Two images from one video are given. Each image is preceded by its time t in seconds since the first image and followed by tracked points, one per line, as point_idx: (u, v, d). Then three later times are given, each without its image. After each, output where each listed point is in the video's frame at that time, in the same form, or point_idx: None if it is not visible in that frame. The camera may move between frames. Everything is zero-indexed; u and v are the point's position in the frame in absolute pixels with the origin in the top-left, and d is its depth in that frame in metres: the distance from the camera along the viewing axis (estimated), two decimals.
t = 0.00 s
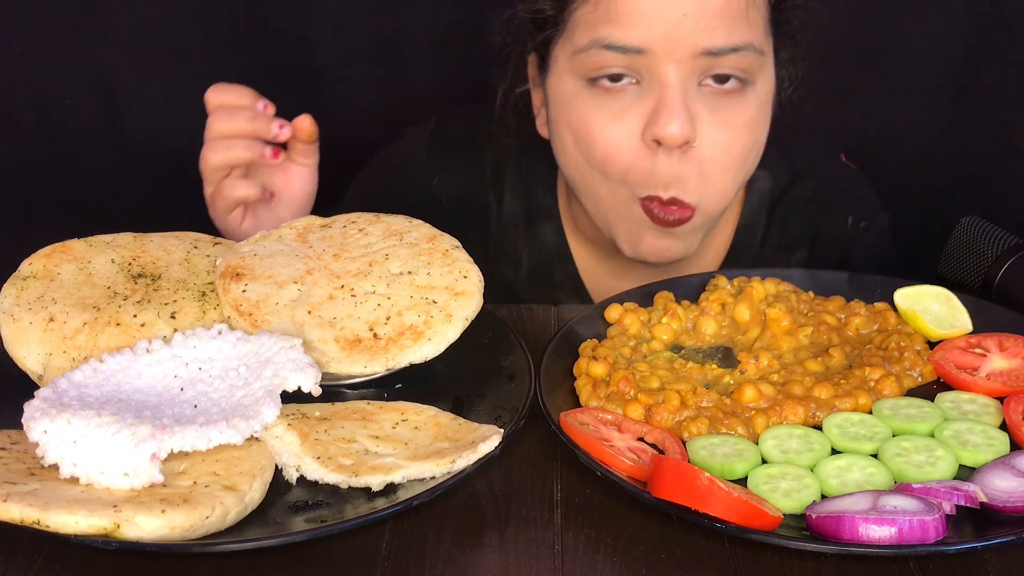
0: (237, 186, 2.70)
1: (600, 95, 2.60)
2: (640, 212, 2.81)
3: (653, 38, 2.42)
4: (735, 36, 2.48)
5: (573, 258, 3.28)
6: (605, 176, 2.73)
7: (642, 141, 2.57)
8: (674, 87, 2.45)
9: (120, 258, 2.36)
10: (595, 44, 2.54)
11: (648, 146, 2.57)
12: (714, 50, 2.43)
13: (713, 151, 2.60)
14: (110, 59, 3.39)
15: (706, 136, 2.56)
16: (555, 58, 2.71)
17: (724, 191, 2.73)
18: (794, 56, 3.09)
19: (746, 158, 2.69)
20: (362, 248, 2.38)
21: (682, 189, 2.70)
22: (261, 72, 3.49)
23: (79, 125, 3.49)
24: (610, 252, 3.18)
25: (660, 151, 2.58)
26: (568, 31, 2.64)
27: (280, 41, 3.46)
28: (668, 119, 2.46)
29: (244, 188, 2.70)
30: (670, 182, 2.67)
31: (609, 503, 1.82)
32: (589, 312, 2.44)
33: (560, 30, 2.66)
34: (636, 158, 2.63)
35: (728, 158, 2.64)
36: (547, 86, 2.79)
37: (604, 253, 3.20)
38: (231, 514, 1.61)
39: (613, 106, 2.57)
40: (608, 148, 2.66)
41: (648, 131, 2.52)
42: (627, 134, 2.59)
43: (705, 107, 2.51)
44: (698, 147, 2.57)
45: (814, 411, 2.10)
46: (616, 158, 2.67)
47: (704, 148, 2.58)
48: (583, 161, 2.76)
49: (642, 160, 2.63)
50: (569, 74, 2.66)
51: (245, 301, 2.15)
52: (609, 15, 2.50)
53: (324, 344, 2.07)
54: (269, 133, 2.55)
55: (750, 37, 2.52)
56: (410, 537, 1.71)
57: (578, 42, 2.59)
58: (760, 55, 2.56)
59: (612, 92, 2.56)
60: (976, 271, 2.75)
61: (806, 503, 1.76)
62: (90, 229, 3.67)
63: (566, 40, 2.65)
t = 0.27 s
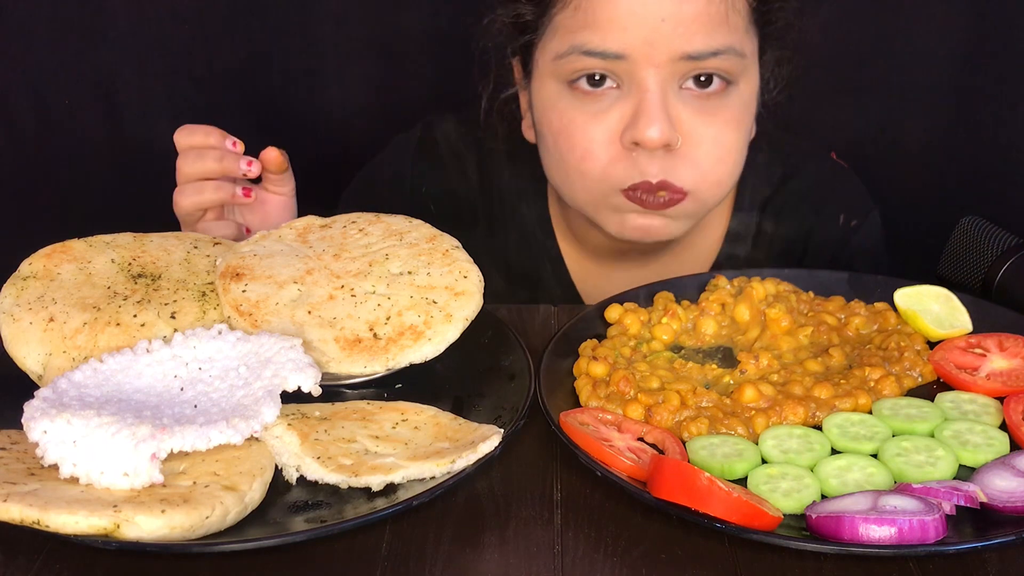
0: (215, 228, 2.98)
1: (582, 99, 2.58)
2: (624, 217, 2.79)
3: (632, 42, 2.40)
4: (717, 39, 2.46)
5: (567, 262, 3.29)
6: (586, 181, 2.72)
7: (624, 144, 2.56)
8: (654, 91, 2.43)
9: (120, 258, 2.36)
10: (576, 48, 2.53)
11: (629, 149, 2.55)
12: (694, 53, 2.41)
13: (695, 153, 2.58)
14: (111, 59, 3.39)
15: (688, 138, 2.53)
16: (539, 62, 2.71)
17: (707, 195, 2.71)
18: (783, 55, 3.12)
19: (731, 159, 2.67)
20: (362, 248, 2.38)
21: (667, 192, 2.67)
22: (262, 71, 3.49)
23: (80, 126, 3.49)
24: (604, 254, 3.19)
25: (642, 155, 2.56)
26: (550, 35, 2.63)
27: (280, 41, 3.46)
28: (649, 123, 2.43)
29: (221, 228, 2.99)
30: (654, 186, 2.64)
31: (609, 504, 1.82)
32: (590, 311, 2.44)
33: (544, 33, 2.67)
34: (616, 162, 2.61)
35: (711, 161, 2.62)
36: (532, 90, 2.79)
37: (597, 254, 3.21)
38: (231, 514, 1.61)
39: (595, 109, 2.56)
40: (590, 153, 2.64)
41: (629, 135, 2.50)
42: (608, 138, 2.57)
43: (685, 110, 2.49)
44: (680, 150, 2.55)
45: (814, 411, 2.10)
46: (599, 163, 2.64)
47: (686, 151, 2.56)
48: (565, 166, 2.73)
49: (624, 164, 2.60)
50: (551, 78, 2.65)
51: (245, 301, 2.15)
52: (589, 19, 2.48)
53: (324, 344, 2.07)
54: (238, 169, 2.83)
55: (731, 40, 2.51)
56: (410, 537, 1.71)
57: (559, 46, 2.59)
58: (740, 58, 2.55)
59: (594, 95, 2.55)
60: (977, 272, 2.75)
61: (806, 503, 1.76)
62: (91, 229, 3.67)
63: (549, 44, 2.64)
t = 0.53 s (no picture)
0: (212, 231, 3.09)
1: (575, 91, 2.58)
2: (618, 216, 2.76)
3: (624, 29, 2.41)
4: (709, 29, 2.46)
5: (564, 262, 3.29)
6: (580, 176, 2.71)
7: (616, 136, 2.54)
8: (646, 79, 2.42)
9: (120, 258, 2.36)
10: (567, 40, 2.54)
11: (622, 140, 2.54)
12: (686, 40, 2.41)
13: (689, 146, 2.56)
14: (112, 58, 3.39)
15: (681, 129, 2.52)
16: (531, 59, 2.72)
17: (702, 189, 2.69)
18: (778, 52, 3.12)
19: (725, 154, 2.65)
20: (362, 248, 2.38)
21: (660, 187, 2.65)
22: (262, 71, 3.48)
23: (80, 126, 3.49)
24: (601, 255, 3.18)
25: (635, 146, 2.54)
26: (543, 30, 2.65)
27: (279, 41, 3.46)
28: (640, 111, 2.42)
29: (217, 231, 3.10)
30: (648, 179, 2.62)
31: (609, 504, 1.82)
32: (590, 311, 2.44)
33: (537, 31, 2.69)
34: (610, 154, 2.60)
35: (705, 153, 2.60)
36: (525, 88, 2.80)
37: (594, 255, 3.21)
38: (231, 514, 1.61)
39: (587, 101, 2.55)
40: (583, 146, 2.63)
41: (621, 125, 2.49)
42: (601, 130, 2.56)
43: (678, 100, 2.48)
44: (673, 141, 2.53)
45: (814, 411, 2.10)
46: (593, 155, 2.63)
47: (680, 142, 2.55)
48: (560, 161, 2.72)
49: (618, 156, 2.59)
50: (544, 72, 2.65)
51: (246, 301, 2.15)
52: (580, 11, 2.50)
53: (325, 344, 2.07)
54: (229, 177, 2.90)
55: (723, 31, 2.51)
56: (410, 537, 1.71)
57: (551, 40, 2.60)
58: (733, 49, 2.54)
59: (586, 88, 2.56)
60: (977, 271, 2.75)
61: (807, 503, 1.76)
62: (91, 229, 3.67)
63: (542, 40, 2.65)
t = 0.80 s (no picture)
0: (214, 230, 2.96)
1: (578, 90, 2.58)
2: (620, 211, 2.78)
3: (629, 31, 2.40)
4: (714, 32, 2.46)
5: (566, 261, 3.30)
6: (581, 173, 2.72)
7: (618, 134, 2.55)
8: (650, 81, 2.41)
9: (120, 258, 2.36)
10: (571, 40, 2.53)
11: (625, 139, 2.55)
12: (691, 43, 2.40)
13: (692, 143, 2.56)
14: (112, 58, 3.39)
15: (684, 128, 2.52)
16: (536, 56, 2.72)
17: (703, 186, 2.70)
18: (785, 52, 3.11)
19: (729, 151, 2.65)
20: (362, 248, 2.38)
21: (661, 184, 2.65)
22: (262, 72, 3.48)
23: (80, 126, 3.49)
24: (604, 251, 3.20)
25: (638, 144, 2.55)
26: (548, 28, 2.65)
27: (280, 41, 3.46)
28: (644, 112, 2.42)
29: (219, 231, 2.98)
30: (650, 176, 2.63)
31: (609, 504, 1.82)
32: (590, 311, 2.44)
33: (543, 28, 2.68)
34: (613, 151, 2.60)
35: (707, 152, 2.61)
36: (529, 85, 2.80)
37: (597, 251, 3.23)
38: (231, 514, 1.61)
39: (590, 100, 2.55)
40: (585, 143, 2.63)
41: (624, 124, 2.49)
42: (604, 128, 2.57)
43: (681, 102, 2.47)
44: (676, 139, 2.53)
45: (814, 411, 2.10)
46: (595, 153, 2.63)
47: (683, 141, 2.55)
48: (561, 157, 2.73)
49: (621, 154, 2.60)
50: (547, 70, 2.65)
51: (245, 301, 2.15)
52: (587, 11, 2.50)
53: (324, 344, 2.07)
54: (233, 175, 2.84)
55: (728, 33, 2.50)
56: (410, 537, 1.71)
57: (557, 38, 2.59)
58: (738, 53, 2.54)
59: (589, 87, 2.55)
60: (977, 272, 2.75)
61: (807, 503, 1.76)
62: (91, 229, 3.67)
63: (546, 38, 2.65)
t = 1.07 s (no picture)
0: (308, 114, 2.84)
1: (636, 68, 2.94)
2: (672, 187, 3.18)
3: (696, 18, 2.82)
4: (783, 24, 2.86)
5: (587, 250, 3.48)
6: (638, 151, 3.14)
7: (678, 117, 3.00)
8: (714, 67, 2.86)
9: (120, 258, 2.36)
10: (637, 17, 2.87)
11: (684, 121, 3.00)
12: (754, 34, 2.84)
13: (744, 130, 3.02)
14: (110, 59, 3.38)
15: (737, 117, 2.98)
16: (595, 30, 2.95)
17: (746, 180, 3.18)
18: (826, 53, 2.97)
19: (779, 140, 3.11)
20: (362, 248, 2.38)
21: (710, 176, 3.15)
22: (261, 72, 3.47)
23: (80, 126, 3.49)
24: (634, 236, 3.40)
25: (695, 126, 3.00)
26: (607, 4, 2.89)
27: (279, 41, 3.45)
28: (707, 97, 2.92)
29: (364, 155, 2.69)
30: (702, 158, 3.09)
31: (609, 504, 1.82)
32: (590, 311, 2.44)
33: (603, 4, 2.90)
34: (672, 131, 3.03)
35: (753, 137, 3.05)
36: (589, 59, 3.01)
37: (624, 236, 3.42)
38: (231, 514, 1.61)
39: (649, 83, 2.96)
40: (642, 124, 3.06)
41: (687, 105, 2.96)
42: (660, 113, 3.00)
43: (738, 89, 2.91)
44: (730, 126, 3.00)
45: (814, 411, 2.10)
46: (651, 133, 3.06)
47: (734, 129, 3.01)
48: (622, 133, 3.11)
49: (675, 135, 3.05)
50: (608, 44, 2.93)
51: (245, 301, 2.15)
52: None
53: (324, 344, 2.07)
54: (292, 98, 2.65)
55: (793, 26, 2.87)
56: (411, 538, 1.71)
57: (621, 15, 2.88)
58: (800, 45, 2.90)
59: (650, 70, 2.93)
60: (977, 272, 2.75)
61: (806, 503, 1.76)
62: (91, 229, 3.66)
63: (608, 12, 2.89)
